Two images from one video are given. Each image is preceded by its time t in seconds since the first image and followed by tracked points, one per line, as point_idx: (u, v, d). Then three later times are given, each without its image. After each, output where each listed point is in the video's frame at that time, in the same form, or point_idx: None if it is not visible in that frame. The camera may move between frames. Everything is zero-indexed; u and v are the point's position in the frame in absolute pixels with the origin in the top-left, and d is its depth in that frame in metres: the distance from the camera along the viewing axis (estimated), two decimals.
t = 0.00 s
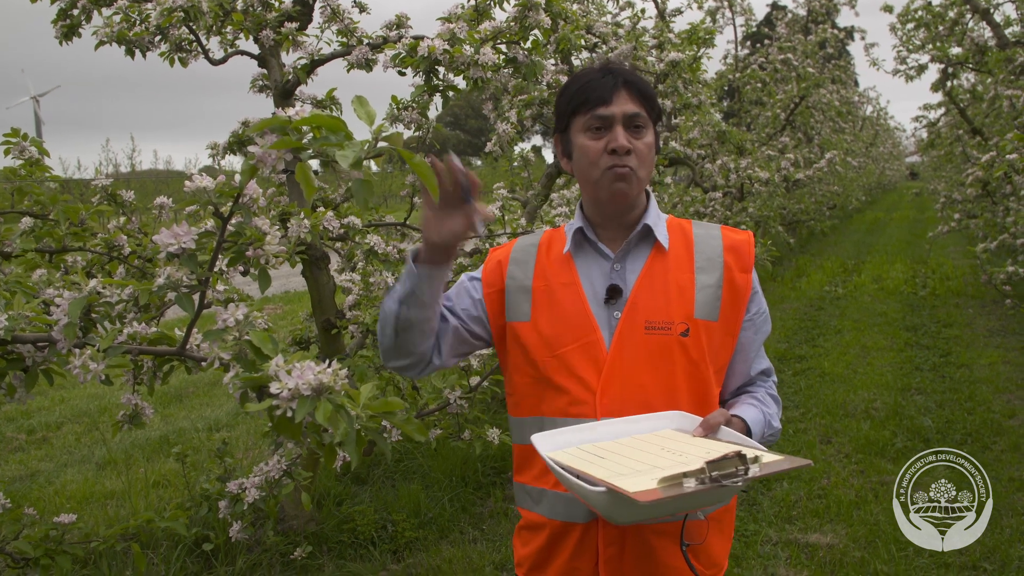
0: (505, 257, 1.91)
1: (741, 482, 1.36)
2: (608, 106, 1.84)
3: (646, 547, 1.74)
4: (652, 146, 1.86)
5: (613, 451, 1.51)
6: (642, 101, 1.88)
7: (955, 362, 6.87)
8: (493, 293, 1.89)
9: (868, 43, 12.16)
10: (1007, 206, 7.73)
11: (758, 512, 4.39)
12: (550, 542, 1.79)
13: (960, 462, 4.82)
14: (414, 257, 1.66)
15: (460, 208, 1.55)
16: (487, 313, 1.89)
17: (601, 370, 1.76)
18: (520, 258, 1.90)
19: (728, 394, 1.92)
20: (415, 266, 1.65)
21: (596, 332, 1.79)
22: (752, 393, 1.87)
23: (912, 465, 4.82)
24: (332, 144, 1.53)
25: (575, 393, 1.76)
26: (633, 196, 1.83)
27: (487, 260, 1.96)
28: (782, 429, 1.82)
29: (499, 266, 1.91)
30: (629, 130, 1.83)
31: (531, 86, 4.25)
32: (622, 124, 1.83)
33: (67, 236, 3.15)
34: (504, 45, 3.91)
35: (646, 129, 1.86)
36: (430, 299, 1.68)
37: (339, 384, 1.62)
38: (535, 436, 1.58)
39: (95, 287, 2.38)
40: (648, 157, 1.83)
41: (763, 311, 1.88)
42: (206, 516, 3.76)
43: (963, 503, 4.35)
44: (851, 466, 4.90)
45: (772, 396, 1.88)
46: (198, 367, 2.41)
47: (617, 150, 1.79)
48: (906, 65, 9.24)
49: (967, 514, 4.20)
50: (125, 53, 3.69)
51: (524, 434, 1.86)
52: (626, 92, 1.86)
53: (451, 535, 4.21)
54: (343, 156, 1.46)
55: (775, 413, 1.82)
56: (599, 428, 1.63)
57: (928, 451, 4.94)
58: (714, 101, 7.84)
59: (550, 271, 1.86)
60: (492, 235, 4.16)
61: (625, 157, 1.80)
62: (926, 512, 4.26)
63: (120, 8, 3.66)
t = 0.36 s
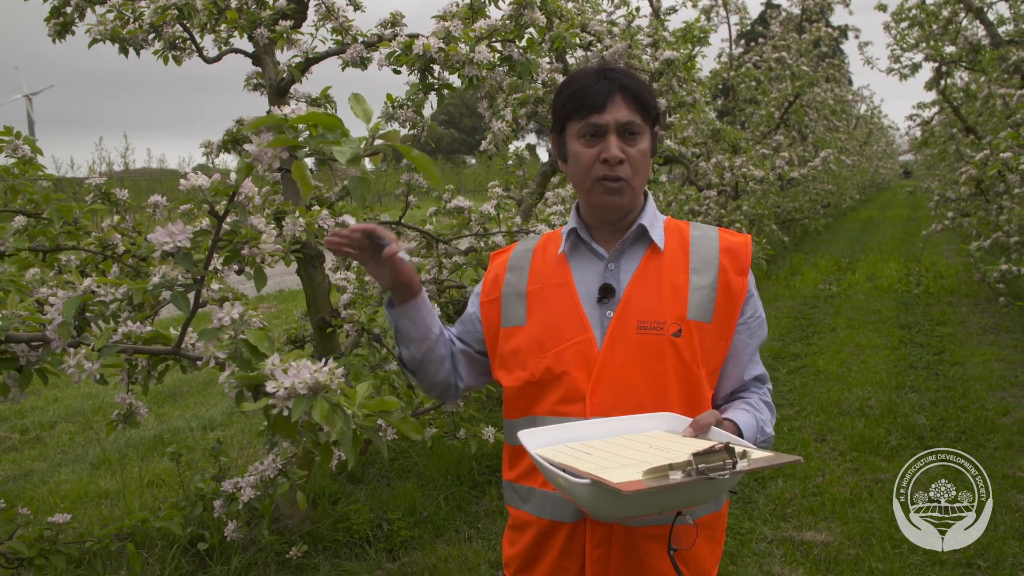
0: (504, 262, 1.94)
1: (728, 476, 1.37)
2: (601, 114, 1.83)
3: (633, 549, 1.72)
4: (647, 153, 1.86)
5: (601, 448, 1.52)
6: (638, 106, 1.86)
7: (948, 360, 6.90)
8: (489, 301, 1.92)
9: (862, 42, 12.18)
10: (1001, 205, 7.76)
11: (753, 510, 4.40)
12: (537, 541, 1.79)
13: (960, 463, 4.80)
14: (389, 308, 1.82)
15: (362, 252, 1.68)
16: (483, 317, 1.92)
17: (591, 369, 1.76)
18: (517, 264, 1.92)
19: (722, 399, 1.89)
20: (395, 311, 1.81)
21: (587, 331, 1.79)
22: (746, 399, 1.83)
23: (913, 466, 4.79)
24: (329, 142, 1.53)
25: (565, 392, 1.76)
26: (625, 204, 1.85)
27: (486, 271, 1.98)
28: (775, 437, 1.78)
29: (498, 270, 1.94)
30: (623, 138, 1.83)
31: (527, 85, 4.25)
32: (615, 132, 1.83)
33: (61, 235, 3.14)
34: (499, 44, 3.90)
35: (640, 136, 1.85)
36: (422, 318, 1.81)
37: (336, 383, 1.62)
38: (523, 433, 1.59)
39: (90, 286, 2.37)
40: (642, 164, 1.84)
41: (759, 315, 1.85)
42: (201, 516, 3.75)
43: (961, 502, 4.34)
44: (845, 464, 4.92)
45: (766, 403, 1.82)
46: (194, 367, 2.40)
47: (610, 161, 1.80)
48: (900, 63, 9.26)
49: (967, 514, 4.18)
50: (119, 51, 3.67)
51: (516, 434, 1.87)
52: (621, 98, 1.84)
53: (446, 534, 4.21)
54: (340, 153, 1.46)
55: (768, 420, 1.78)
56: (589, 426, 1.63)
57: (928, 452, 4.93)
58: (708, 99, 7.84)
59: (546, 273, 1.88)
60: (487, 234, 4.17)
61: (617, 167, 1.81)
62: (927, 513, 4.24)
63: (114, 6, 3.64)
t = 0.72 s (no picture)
0: (505, 256, 1.94)
1: (715, 483, 1.37)
2: (595, 118, 1.82)
3: (618, 549, 1.72)
4: (643, 156, 1.85)
5: (591, 452, 1.52)
6: (635, 109, 1.84)
7: (944, 359, 6.92)
8: (488, 292, 1.90)
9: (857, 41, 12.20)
10: (995, 204, 7.80)
11: (749, 508, 4.42)
12: (525, 538, 1.79)
13: (960, 463, 4.79)
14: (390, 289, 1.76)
15: (402, 219, 1.65)
16: (482, 307, 1.91)
17: (585, 368, 1.76)
18: (518, 259, 1.92)
19: (717, 404, 1.88)
20: (395, 296, 1.75)
21: (582, 330, 1.79)
22: (740, 406, 1.83)
23: (914, 466, 4.79)
24: (329, 140, 1.53)
25: (557, 389, 1.77)
26: (618, 208, 1.85)
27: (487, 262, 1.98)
28: (768, 444, 1.78)
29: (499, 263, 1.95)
30: (617, 142, 1.83)
31: (524, 83, 4.24)
32: (609, 137, 1.83)
33: (57, 232, 3.13)
34: (496, 42, 3.90)
35: (636, 139, 1.84)
36: (424, 306, 1.77)
37: (335, 382, 1.62)
38: (514, 435, 1.60)
39: (87, 284, 2.35)
40: (636, 168, 1.83)
41: (757, 322, 1.85)
42: (197, 515, 3.75)
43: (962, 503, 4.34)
44: (841, 463, 4.93)
45: (761, 410, 1.83)
46: (191, 365, 2.40)
47: (601, 166, 1.81)
48: (896, 63, 9.28)
49: (968, 514, 4.19)
50: (115, 48, 3.66)
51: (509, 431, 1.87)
52: (616, 101, 1.83)
53: (442, 532, 4.21)
54: (340, 151, 1.45)
55: (763, 428, 1.79)
56: (581, 430, 1.64)
57: (927, 452, 4.93)
58: (704, 98, 7.85)
59: (546, 270, 1.88)
60: (483, 232, 4.18)
61: (609, 172, 1.82)
62: (927, 512, 4.25)
63: (110, 3, 3.63)
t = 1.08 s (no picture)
0: (505, 256, 1.94)
1: (714, 481, 1.38)
2: (606, 117, 1.83)
3: (622, 548, 1.72)
4: (651, 155, 1.86)
5: (591, 451, 1.52)
6: (644, 108, 1.85)
7: (939, 358, 6.95)
8: (488, 293, 1.91)
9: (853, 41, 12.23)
10: (990, 204, 7.83)
11: (746, 507, 4.43)
12: (527, 539, 1.79)
13: (960, 463, 4.76)
14: (369, 325, 1.82)
15: (343, 251, 1.79)
16: (483, 308, 1.92)
17: (589, 368, 1.76)
18: (517, 258, 1.92)
19: (716, 403, 1.89)
20: (376, 327, 1.80)
21: (586, 330, 1.79)
22: (739, 405, 1.83)
23: (913, 466, 4.77)
24: (330, 139, 1.53)
25: (561, 388, 1.77)
26: (626, 207, 1.86)
27: (485, 261, 1.97)
28: (767, 443, 1.79)
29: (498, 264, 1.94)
30: (627, 141, 1.83)
31: (521, 82, 4.24)
32: (619, 135, 1.83)
33: (53, 230, 3.12)
34: (494, 41, 3.90)
35: (645, 139, 1.85)
36: (402, 326, 1.81)
37: (336, 381, 1.61)
38: (515, 433, 1.60)
39: (86, 282, 2.34)
40: (645, 168, 1.84)
41: (757, 322, 1.85)
42: (194, 514, 3.73)
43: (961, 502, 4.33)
44: (837, 462, 4.95)
45: (759, 409, 1.83)
46: (190, 364, 2.39)
47: (612, 165, 1.81)
48: (891, 63, 9.30)
49: (967, 514, 4.18)
50: (112, 46, 3.64)
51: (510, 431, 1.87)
52: (626, 100, 1.84)
53: (439, 531, 4.21)
54: (343, 152, 1.45)
55: (761, 427, 1.79)
56: (582, 429, 1.64)
57: (927, 452, 4.90)
58: (701, 97, 7.86)
59: (547, 269, 1.88)
60: (480, 232, 4.18)
61: (619, 171, 1.82)
62: (927, 513, 4.25)
63: None
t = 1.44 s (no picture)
0: (503, 256, 1.93)
1: (735, 476, 1.38)
2: (609, 112, 1.83)
3: (628, 547, 1.72)
4: (654, 152, 1.86)
5: (604, 447, 1.52)
6: (647, 104, 1.85)
7: (932, 358, 6.98)
8: (487, 293, 1.90)
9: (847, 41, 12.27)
10: (983, 204, 7.87)
11: (740, 506, 4.44)
12: (533, 541, 1.78)
13: (960, 463, 4.78)
14: (369, 325, 1.82)
15: (342, 253, 1.77)
16: (482, 308, 1.91)
17: (593, 368, 1.76)
18: (516, 258, 1.91)
19: (717, 401, 1.90)
20: (378, 328, 1.80)
21: (590, 329, 1.79)
22: (740, 401, 1.84)
23: (912, 466, 4.79)
24: (330, 135, 1.52)
25: (565, 389, 1.77)
26: (629, 202, 1.85)
27: (483, 261, 1.96)
28: (769, 439, 1.80)
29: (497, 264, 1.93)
30: (630, 136, 1.83)
31: (517, 81, 4.24)
32: (622, 130, 1.83)
33: (48, 229, 3.10)
34: (490, 39, 3.90)
35: (648, 135, 1.85)
36: (404, 327, 1.81)
37: (336, 378, 1.60)
38: (525, 432, 1.59)
39: (82, 280, 2.31)
40: (649, 162, 1.84)
41: (757, 320, 1.87)
42: (188, 513, 3.72)
43: (961, 502, 4.33)
44: (831, 461, 4.97)
45: (760, 406, 1.84)
46: (187, 363, 2.37)
47: (615, 159, 1.81)
48: (885, 63, 9.33)
49: (968, 514, 4.19)
50: (106, 43, 3.62)
51: (513, 431, 1.87)
52: (630, 96, 1.84)
53: (435, 530, 4.20)
54: (343, 147, 1.45)
55: (762, 423, 1.80)
56: (589, 426, 1.64)
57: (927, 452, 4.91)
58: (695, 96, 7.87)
59: (547, 269, 1.88)
60: (475, 230, 4.18)
61: (623, 165, 1.82)
62: (927, 513, 4.26)
63: None
